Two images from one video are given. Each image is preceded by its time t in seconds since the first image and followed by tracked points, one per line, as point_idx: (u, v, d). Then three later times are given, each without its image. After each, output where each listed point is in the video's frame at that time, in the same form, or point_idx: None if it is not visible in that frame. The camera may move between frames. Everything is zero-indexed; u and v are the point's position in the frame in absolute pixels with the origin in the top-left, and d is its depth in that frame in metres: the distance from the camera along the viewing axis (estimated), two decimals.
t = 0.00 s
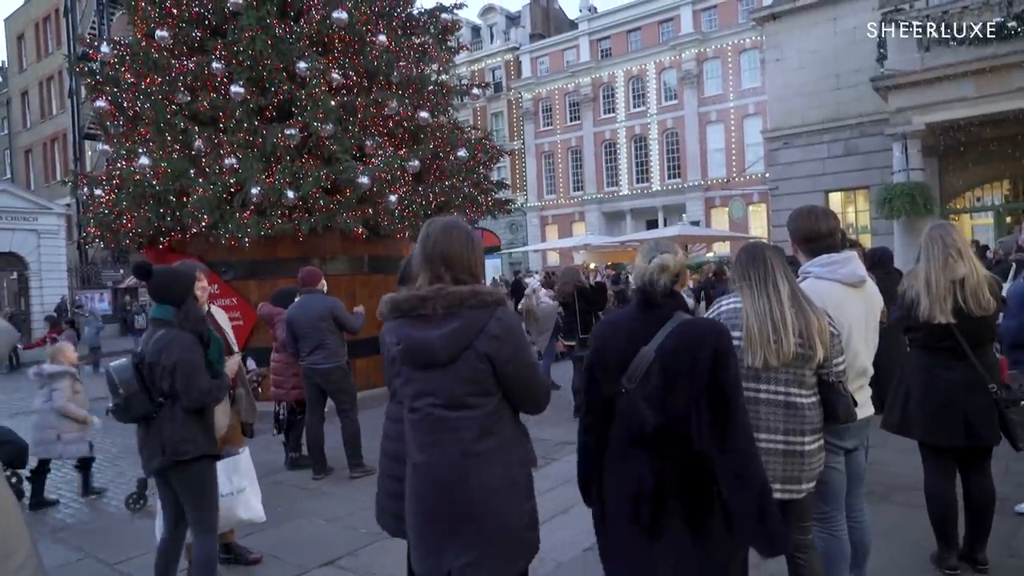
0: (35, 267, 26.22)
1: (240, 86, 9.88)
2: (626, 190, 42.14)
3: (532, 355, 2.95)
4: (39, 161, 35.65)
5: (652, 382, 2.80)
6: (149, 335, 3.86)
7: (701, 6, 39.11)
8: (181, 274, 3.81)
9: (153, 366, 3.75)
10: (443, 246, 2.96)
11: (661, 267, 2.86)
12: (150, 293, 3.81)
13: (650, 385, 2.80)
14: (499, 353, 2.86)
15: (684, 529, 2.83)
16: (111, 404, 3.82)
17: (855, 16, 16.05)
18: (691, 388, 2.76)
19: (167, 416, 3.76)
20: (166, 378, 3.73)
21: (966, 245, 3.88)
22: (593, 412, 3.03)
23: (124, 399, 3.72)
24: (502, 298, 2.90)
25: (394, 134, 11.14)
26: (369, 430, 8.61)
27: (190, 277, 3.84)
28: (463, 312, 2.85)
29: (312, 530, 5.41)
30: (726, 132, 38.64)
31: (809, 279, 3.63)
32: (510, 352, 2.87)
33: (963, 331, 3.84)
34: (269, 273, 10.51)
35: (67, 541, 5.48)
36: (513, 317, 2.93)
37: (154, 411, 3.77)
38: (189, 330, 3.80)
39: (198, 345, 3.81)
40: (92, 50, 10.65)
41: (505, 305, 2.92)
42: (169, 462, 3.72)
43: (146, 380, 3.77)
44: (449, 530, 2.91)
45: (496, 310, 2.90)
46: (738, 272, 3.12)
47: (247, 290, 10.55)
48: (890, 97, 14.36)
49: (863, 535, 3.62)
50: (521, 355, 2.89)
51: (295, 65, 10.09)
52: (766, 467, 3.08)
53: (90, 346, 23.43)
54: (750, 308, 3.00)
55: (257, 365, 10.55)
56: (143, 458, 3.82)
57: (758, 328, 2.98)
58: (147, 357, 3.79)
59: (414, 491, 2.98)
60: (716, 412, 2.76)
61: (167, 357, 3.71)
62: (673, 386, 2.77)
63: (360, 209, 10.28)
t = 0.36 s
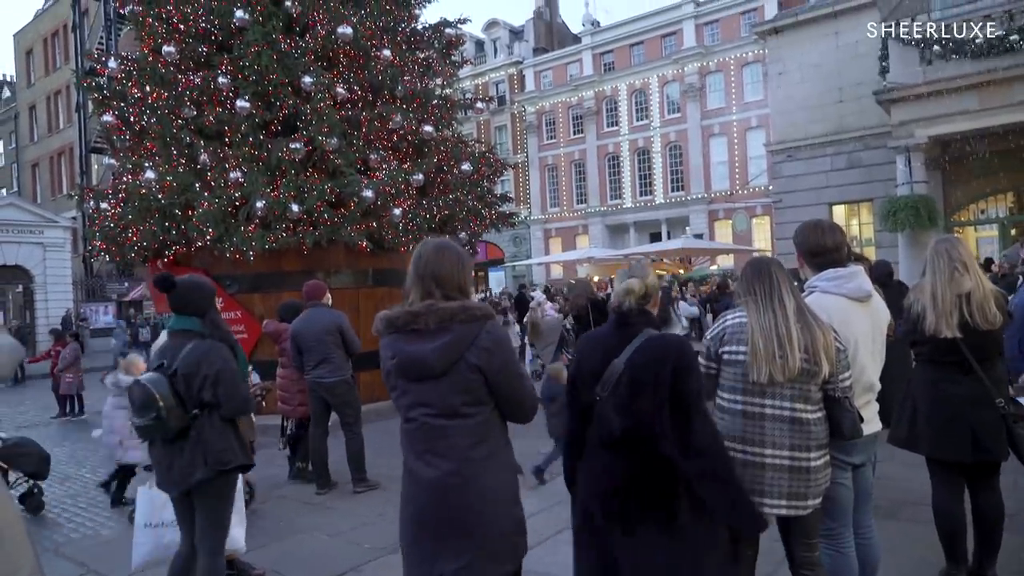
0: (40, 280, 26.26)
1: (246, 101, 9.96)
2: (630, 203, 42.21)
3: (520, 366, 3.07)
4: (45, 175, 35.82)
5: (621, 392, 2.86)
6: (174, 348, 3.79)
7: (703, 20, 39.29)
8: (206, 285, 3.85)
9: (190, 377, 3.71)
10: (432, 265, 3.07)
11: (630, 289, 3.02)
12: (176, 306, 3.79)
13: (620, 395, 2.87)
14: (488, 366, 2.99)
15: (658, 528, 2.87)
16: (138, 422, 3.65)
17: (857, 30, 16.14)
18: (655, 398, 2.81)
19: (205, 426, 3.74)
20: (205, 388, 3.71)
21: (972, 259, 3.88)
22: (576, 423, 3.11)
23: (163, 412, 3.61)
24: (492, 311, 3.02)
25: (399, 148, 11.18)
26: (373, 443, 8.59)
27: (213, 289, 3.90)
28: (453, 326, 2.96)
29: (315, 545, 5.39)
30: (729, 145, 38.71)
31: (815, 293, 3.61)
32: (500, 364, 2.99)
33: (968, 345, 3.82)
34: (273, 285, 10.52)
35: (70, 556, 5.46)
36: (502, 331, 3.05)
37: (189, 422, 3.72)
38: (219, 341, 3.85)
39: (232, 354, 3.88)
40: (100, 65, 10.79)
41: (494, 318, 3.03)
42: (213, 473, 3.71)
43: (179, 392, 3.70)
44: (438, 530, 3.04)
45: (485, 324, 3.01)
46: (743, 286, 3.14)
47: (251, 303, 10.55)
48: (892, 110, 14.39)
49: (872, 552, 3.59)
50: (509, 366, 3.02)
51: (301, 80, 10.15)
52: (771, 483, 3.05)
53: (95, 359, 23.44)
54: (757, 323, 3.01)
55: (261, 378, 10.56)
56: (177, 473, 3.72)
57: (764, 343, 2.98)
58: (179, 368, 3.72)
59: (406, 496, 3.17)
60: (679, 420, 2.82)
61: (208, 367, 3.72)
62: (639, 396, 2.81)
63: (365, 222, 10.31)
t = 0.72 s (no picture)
0: (46, 296, 26.35)
1: (252, 118, 10.05)
2: (634, 218, 42.32)
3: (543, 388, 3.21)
4: (52, 192, 36.03)
5: (593, 397, 3.26)
6: (178, 369, 3.76)
7: (706, 37, 39.51)
8: (207, 303, 3.82)
9: (196, 398, 3.68)
10: (466, 288, 3.20)
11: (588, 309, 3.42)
12: (180, 325, 3.76)
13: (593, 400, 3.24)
14: (519, 386, 3.14)
15: (616, 522, 3.24)
16: (144, 445, 3.64)
17: (859, 47, 16.24)
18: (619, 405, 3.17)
19: (214, 446, 3.73)
20: (211, 408, 3.70)
21: (977, 275, 3.88)
22: (579, 423, 3.53)
23: (170, 436, 3.60)
24: (521, 334, 3.16)
25: (403, 165, 11.25)
26: (377, 460, 8.57)
27: (215, 307, 3.87)
28: (488, 346, 3.11)
29: (319, 563, 5.35)
30: (732, 160, 38.82)
31: (821, 310, 3.62)
32: (531, 384, 3.14)
33: (975, 362, 3.80)
34: (278, 302, 10.50)
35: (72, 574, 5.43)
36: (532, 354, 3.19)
37: (197, 442, 3.70)
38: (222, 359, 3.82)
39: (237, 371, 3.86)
40: (108, 84, 10.89)
41: (525, 341, 3.18)
42: (221, 492, 3.72)
43: (184, 414, 3.68)
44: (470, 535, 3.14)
45: (516, 346, 3.16)
46: (748, 302, 3.16)
47: (256, 318, 10.45)
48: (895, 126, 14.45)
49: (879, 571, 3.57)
50: (536, 388, 3.17)
51: (306, 98, 10.24)
52: (778, 501, 3.03)
53: (99, 375, 23.47)
54: (761, 341, 3.03)
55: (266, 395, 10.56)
56: (184, 494, 3.71)
57: (769, 362, 2.99)
58: (186, 389, 3.69)
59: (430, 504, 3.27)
60: (637, 426, 3.13)
61: (213, 387, 3.69)
62: (605, 399, 3.21)
63: (370, 238, 10.33)
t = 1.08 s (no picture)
0: (53, 311, 26.43)
1: (259, 135, 10.12)
2: (638, 233, 42.33)
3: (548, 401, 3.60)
4: (60, 208, 36.24)
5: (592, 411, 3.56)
6: (178, 388, 3.75)
7: (710, 52, 39.64)
8: (204, 320, 3.77)
9: (195, 417, 3.67)
10: (487, 310, 3.61)
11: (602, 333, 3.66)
12: (179, 342, 3.72)
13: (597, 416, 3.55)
14: (532, 396, 3.53)
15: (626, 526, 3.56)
16: (150, 467, 3.67)
17: (863, 61, 16.26)
18: (614, 422, 3.44)
19: (219, 461, 3.72)
20: (211, 425, 3.68)
21: (988, 292, 3.85)
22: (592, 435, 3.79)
23: (171, 458, 3.61)
24: (530, 351, 3.58)
25: (409, 180, 11.27)
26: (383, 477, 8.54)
27: (213, 324, 3.82)
28: (507, 359, 3.50)
29: None
30: (737, 174, 38.84)
31: (830, 326, 3.61)
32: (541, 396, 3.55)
33: (986, 378, 3.77)
34: (284, 317, 10.48)
35: None
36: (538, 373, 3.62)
37: (201, 459, 3.69)
38: (221, 376, 3.77)
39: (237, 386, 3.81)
40: (116, 101, 10.98)
41: (536, 358, 3.60)
42: (227, 508, 3.71)
43: (186, 434, 3.68)
44: (481, 539, 3.43)
45: (527, 361, 3.57)
46: (757, 318, 3.15)
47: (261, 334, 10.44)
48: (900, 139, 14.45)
49: None
50: (543, 401, 3.57)
51: (312, 114, 10.28)
52: (790, 520, 3.00)
53: (105, 390, 23.48)
54: (772, 359, 3.01)
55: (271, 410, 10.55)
56: (191, 512, 3.71)
57: (781, 380, 2.97)
58: (188, 407, 3.68)
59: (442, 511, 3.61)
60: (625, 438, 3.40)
61: (211, 406, 3.66)
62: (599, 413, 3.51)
63: (375, 253, 10.34)
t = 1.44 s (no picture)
0: (54, 322, 26.47)
1: (261, 147, 10.16)
2: (639, 243, 42.38)
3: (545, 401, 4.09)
4: (62, 220, 36.32)
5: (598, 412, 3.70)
6: (177, 403, 3.76)
7: (710, 63, 39.78)
8: (201, 334, 3.78)
9: (193, 431, 3.67)
10: (490, 320, 4.08)
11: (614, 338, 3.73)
12: (176, 356, 3.73)
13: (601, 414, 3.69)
14: (530, 394, 4.05)
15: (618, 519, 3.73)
16: (151, 482, 3.68)
17: (862, 73, 16.32)
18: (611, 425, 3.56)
19: (220, 474, 3.71)
20: (210, 439, 3.68)
21: (993, 304, 3.84)
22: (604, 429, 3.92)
23: (170, 473, 3.61)
24: (525, 355, 4.10)
25: (410, 192, 11.30)
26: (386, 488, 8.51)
27: (210, 337, 3.82)
28: (505, 362, 4.02)
29: None
30: (737, 185, 38.92)
31: (832, 337, 3.60)
32: (538, 395, 4.05)
33: (990, 390, 3.77)
34: (285, 328, 10.47)
35: None
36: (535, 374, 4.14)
37: (201, 472, 3.69)
38: (218, 389, 3.76)
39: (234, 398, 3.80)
40: (118, 113, 11.03)
41: (532, 362, 4.11)
42: (228, 521, 3.70)
43: (185, 448, 3.68)
44: (488, 526, 3.92)
45: (523, 364, 4.09)
46: (768, 330, 3.11)
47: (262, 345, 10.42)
48: (900, 150, 14.50)
49: None
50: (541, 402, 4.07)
51: (314, 126, 10.31)
52: (806, 536, 2.97)
53: (106, 402, 23.45)
54: (789, 374, 2.96)
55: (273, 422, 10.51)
56: (191, 525, 3.71)
57: (799, 396, 2.93)
58: (187, 421, 3.68)
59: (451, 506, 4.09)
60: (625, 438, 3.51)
61: (207, 419, 3.65)
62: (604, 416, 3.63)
63: (376, 264, 10.36)
